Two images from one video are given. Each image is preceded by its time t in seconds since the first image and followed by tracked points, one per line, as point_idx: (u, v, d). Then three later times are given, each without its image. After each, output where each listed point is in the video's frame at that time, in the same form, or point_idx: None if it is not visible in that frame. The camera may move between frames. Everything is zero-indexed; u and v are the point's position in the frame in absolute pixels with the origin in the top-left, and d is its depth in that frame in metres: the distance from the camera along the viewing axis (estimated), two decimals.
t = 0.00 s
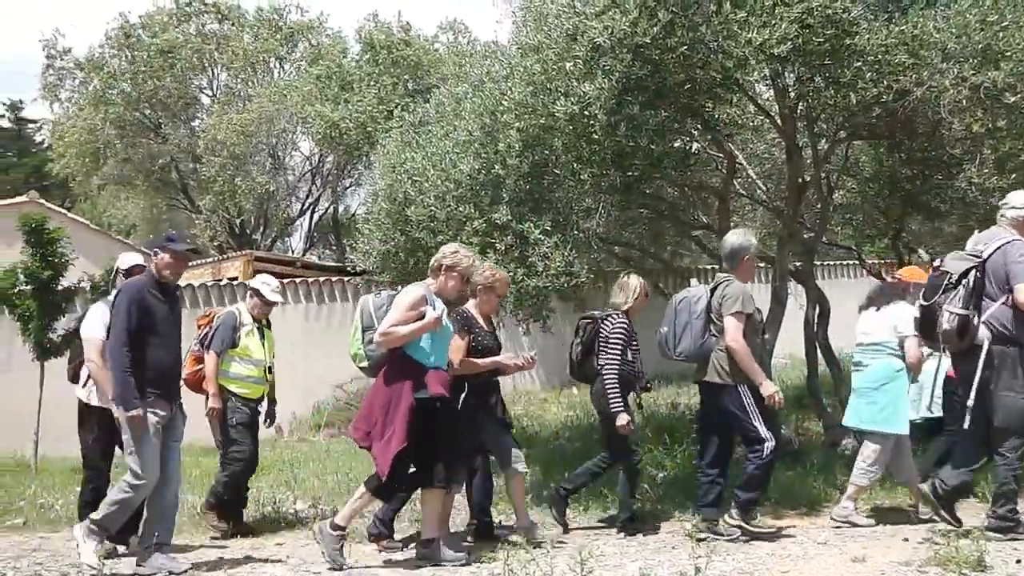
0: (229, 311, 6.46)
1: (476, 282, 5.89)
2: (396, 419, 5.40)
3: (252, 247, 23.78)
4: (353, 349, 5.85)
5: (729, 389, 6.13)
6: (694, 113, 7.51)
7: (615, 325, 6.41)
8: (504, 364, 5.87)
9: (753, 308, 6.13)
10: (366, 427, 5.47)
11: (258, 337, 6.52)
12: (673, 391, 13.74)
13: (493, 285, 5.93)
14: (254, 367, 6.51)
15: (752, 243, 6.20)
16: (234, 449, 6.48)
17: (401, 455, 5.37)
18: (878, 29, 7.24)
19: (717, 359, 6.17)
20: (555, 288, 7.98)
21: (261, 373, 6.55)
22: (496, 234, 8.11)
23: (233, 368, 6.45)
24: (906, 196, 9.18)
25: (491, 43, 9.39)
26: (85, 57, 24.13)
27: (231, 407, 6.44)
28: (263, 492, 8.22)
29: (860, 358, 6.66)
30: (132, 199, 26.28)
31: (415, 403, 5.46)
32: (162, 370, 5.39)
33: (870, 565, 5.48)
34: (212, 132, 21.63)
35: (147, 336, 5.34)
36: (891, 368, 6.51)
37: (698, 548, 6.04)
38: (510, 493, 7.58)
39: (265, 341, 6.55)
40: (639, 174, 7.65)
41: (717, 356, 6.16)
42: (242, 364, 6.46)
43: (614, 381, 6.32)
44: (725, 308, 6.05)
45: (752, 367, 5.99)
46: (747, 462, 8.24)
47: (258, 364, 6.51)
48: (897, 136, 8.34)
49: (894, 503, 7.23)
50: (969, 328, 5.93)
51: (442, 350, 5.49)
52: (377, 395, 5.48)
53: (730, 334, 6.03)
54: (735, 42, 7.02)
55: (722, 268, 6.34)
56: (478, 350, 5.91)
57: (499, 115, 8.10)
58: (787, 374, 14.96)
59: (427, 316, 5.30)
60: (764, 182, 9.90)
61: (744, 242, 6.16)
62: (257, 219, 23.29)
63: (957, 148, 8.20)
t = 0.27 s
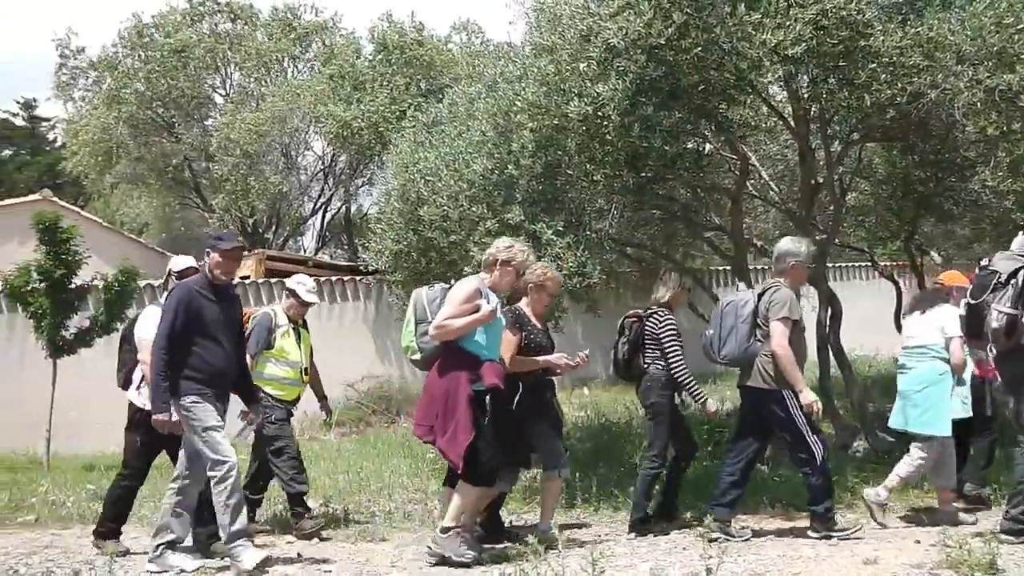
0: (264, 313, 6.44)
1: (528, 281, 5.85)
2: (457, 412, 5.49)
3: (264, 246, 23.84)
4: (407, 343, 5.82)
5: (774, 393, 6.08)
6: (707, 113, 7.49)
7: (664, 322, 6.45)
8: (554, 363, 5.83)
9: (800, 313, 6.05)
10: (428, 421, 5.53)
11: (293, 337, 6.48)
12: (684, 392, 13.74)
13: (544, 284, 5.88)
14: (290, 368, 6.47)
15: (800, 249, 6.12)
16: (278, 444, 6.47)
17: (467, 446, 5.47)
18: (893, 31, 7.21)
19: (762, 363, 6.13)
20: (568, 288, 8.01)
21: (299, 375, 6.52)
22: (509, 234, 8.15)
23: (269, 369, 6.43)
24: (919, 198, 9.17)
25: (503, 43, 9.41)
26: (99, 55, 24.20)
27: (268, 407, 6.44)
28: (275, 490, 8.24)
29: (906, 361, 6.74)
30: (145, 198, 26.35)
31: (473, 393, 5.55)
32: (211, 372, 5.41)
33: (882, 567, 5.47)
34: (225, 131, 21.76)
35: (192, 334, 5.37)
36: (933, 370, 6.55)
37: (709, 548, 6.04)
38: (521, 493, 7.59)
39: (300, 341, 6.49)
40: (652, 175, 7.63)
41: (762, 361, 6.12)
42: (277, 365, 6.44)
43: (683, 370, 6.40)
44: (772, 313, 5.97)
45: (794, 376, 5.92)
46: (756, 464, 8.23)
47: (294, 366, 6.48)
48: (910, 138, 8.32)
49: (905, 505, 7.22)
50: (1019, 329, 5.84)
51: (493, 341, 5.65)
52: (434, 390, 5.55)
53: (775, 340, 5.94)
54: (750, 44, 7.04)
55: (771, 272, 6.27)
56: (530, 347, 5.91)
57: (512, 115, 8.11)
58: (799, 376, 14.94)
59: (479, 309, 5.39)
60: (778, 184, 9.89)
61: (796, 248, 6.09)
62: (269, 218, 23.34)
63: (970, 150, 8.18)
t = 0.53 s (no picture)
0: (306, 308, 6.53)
1: (576, 271, 5.96)
2: (517, 411, 5.61)
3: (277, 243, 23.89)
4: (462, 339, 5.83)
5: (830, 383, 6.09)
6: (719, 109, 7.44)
7: (713, 322, 6.63)
8: (603, 350, 5.81)
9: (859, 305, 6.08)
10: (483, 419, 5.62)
11: (333, 332, 6.54)
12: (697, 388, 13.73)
13: (592, 273, 5.98)
14: (330, 363, 6.55)
15: (865, 239, 6.12)
16: (313, 451, 6.53)
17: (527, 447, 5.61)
18: (906, 24, 7.22)
19: (820, 352, 6.11)
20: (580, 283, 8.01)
21: (339, 369, 6.61)
22: (523, 231, 8.17)
23: (310, 365, 6.51)
24: (933, 192, 9.16)
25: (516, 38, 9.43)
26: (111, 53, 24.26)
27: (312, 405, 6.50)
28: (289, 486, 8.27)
29: (943, 354, 6.80)
30: (158, 196, 26.42)
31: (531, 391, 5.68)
32: (279, 370, 5.44)
33: (895, 562, 5.46)
34: (238, 129, 21.98)
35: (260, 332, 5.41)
36: (969, 364, 6.61)
37: (722, 543, 6.05)
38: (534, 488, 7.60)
39: (341, 335, 6.57)
40: (665, 171, 7.62)
41: (820, 348, 6.10)
42: (319, 361, 6.52)
43: (734, 363, 6.59)
44: (833, 301, 5.99)
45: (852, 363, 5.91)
46: (771, 460, 8.22)
47: (336, 360, 6.56)
48: (923, 133, 8.31)
49: (919, 500, 7.22)
50: None
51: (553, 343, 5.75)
52: (492, 387, 5.65)
53: (837, 327, 5.97)
54: (762, 38, 7.05)
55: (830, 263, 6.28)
56: (576, 336, 5.94)
57: (525, 110, 8.10)
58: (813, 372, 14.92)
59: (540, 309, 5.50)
60: (791, 178, 9.89)
61: (857, 237, 6.10)
62: (282, 215, 23.39)
63: (983, 145, 8.15)
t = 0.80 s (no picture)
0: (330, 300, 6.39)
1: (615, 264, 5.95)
2: (571, 400, 5.63)
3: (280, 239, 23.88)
4: (510, 329, 5.78)
5: (866, 371, 6.11)
6: (721, 101, 7.47)
7: (758, 310, 6.50)
8: (644, 345, 5.93)
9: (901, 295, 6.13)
10: (538, 412, 5.60)
11: (360, 323, 6.37)
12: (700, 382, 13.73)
13: (628, 268, 5.99)
14: (359, 356, 6.43)
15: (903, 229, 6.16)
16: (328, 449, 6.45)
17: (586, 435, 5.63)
18: (910, 16, 7.14)
19: (860, 341, 6.13)
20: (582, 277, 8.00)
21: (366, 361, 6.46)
22: (525, 223, 8.06)
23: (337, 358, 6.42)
24: (936, 183, 9.15)
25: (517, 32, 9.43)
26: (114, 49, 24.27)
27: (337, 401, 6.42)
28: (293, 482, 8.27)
29: (974, 349, 6.72)
30: (160, 192, 26.41)
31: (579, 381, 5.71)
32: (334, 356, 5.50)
33: (900, 554, 5.45)
34: (242, 125, 21.84)
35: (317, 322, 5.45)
36: (1003, 361, 6.54)
37: (727, 537, 6.03)
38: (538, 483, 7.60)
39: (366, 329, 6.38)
40: (668, 164, 7.63)
41: (859, 338, 6.13)
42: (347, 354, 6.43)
43: (766, 360, 6.48)
44: (878, 294, 6.05)
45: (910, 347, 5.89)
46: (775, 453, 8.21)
47: (363, 354, 6.42)
48: (926, 124, 8.29)
49: (923, 493, 7.21)
50: None
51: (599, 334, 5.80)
52: (542, 380, 5.66)
53: (886, 318, 6.01)
54: (765, 30, 7.03)
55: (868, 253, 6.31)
56: (617, 331, 6.03)
57: (526, 104, 8.14)
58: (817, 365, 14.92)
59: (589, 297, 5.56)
60: (793, 171, 9.87)
61: (896, 226, 6.14)
62: (286, 210, 23.40)
63: (986, 136, 8.13)
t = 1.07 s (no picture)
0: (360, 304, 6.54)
1: (653, 260, 6.14)
2: (594, 402, 5.64)
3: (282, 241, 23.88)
4: (541, 328, 5.79)
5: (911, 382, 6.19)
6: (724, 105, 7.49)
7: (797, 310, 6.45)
8: (685, 339, 6.05)
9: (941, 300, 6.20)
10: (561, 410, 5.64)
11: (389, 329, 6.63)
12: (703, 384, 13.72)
13: (667, 261, 6.19)
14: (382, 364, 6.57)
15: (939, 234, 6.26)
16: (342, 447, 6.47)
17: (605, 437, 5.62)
18: (910, 19, 7.13)
19: (904, 350, 6.22)
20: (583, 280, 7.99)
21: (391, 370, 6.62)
22: (526, 226, 8.02)
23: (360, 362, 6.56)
24: (938, 186, 9.15)
25: (519, 35, 9.44)
26: (116, 52, 24.28)
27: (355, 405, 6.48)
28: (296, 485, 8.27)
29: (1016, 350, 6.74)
30: (163, 195, 26.42)
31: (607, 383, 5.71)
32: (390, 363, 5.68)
33: (900, 557, 5.45)
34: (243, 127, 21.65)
35: (382, 332, 5.57)
36: None
37: (728, 540, 6.04)
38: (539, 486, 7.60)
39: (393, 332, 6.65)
40: (669, 167, 7.61)
41: (905, 348, 6.22)
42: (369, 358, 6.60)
43: (796, 363, 6.46)
44: (919, 300, 6.12)
45: (950, 360, 6.02)
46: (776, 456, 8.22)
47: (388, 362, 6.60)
48: (927, 127, 8.29)
49: (925, 496, 7.21)
50: None
51: (626, 333, 5.85)
52: (569, 379, 5.68)
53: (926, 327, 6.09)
54: (765, 33, 7.02)
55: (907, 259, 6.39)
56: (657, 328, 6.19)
57: (528, 107, 8.19)
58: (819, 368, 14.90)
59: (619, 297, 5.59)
60: (796, 174, 9.88)
61: (933, 233, 6.23)
62: (288, 212, 23.40)
63: (987, 139, 8.12)
